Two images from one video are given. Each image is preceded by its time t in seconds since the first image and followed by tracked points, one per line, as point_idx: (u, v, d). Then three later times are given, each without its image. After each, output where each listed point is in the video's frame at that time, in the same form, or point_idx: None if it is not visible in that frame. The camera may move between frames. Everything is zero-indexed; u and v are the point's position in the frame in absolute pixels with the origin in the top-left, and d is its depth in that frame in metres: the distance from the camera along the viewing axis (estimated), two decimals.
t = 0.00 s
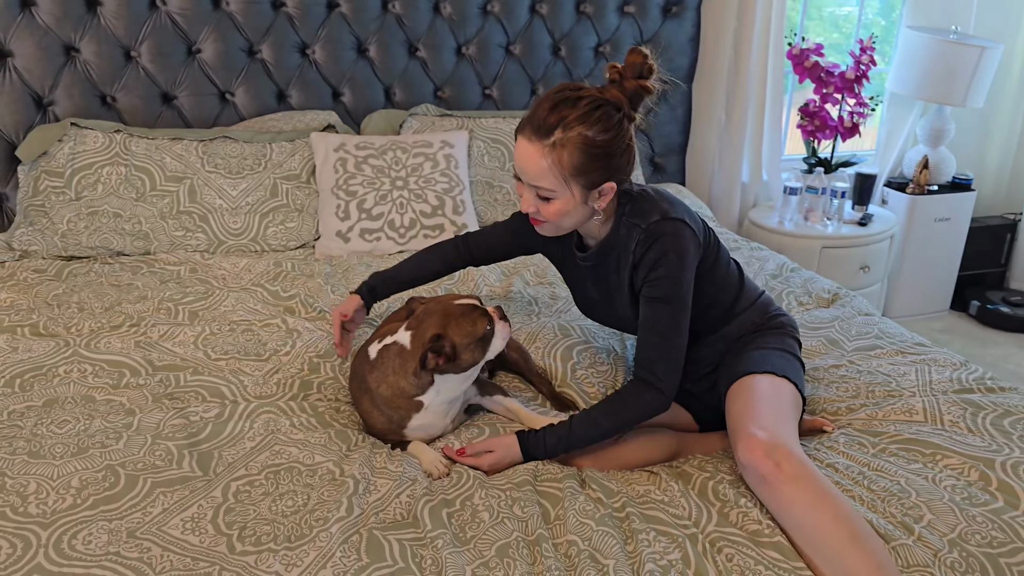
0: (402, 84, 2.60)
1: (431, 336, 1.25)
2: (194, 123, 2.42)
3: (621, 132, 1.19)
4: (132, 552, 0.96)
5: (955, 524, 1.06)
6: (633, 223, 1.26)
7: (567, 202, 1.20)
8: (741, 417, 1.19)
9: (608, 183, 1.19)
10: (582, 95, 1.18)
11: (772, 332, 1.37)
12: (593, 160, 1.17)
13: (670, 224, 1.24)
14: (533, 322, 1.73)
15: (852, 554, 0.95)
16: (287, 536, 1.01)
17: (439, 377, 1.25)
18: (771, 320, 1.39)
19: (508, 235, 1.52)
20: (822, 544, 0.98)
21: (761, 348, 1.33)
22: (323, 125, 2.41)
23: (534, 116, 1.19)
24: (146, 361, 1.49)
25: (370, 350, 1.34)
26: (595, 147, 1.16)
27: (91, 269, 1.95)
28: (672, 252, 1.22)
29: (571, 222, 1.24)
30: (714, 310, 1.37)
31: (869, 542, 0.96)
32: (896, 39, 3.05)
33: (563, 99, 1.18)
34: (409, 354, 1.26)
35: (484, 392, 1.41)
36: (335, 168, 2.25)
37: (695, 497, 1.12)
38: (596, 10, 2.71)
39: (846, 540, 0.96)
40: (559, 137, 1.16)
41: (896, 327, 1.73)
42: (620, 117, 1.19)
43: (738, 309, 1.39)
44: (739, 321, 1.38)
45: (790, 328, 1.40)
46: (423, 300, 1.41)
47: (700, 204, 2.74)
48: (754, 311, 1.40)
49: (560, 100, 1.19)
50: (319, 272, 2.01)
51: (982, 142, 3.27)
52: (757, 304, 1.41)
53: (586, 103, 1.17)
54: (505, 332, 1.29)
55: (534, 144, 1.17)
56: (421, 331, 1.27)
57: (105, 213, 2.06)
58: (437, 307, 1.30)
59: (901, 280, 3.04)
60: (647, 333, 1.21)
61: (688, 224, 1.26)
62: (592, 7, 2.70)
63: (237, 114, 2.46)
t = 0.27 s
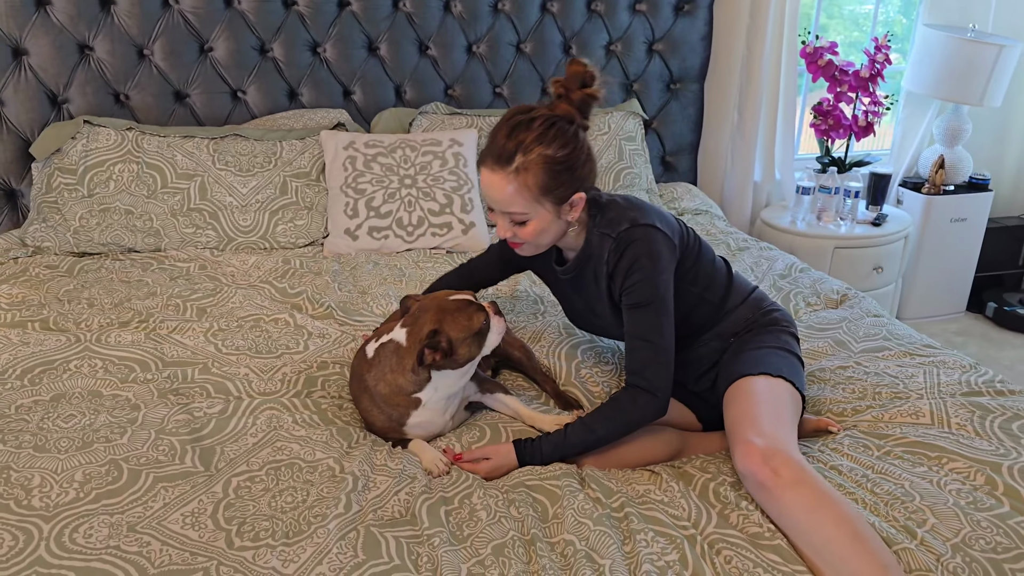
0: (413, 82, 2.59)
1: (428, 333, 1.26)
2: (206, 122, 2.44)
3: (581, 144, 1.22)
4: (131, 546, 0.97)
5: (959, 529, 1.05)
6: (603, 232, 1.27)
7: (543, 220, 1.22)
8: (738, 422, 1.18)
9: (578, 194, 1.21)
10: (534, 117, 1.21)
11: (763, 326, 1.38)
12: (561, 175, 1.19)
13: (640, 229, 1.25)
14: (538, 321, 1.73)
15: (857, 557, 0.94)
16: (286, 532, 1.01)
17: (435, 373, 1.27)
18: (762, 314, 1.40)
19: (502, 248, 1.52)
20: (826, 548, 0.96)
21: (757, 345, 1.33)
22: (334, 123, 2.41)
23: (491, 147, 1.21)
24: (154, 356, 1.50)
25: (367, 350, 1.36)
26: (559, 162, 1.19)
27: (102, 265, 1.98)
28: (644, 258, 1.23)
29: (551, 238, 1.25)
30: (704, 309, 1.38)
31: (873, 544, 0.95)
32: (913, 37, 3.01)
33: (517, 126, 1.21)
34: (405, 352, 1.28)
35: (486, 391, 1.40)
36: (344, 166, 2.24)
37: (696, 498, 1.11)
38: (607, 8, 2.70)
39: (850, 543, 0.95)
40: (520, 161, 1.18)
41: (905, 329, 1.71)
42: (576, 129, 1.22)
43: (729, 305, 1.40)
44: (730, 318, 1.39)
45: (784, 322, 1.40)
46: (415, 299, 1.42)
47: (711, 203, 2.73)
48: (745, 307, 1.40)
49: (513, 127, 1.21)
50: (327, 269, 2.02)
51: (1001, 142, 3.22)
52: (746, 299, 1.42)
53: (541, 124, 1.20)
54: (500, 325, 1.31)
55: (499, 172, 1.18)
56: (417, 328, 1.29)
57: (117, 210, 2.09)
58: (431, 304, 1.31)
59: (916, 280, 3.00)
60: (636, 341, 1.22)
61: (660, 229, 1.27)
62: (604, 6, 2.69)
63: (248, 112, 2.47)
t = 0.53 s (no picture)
0: (420, 81, 2.59)
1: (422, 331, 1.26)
2: (214, 121, 2.44)
3: (540, 155, 1.26)
4: (135, 546, 0.97)
5: (966, 533, 1.04)
6: (571, 241, 1.29)
7: (512, 232, 1.25)
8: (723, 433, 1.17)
9: (542, 204, 1.26)
10: (488, 136, 1.26)
11: (749, 318, 1.38)
12: (523, 186, 1.24)
13: (604, 232, 1.27)
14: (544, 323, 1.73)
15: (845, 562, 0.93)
16: (289, 532, 1.01)
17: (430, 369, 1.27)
18: (748, 306, 1.40)
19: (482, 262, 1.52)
20: (817, 556, 0.95)
21: (746, 340, 1.34)
22: (342, 123, 2.41)
23: (453, 169, 1.26)
24: (161, 356, 1.51)
25: (364, 351, 1.36)
26: (520, 173, 1.23)
27: (110, 264, 1.99)
28: (613, 260, 1.24)
29: (523, 249, 1.29)
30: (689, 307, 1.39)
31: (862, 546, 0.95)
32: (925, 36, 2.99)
33: (474, 146, 1.26)
34: (401, 350, 1.28)
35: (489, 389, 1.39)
36: (351, 166, 2.24)
37: (700, 500, 1.11)
38: (616, 7, 2.69)
39: (838, 548, 0.94)
40: (481, 178, 1.23)
41: (914, 331, 1.70)
42: (531, 141, 1.26)
43: (714, 301, 1.41)
44: (715, 314, 1.40)
45: (771, 312, 1.40)
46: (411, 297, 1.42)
47: (719, 203, 2.71)
48: (731, 301, 1.41)
49: (470, 147, 1.26)
50: (334, 269, 2.03)
51: (1013, 141, 3.19)
52: (730, 294, 1.42)
53: (497, 140, 1.24)
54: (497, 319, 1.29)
55: (463, 191, 1.23)
56: (412, 325, 1.29)
57: (125, 209, 2.10)
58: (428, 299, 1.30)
59: (926, 281, 2.98)
60: (623, 342, 1.22)
61: (626, 230, 1.29)
62: (612, 5, 2.68)
63: (256, 112, 2.47)
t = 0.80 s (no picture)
0: (426, 81, 2.59)
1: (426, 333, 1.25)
2: (220, 122, 2.45)
3: (520, 154, 1.32)
4: (142, 546, 0.97)
5: (975, 536, 1.03)
6: (552, 244, 1.32)
7: (504, 226, 1.28)
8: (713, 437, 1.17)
9: (527, 199, 1.31)
10: (469, 139, 1.30)
11: (733, 309, 1.39)
12: (510, 181, 1.28)
13: (582, 232, 1.31)
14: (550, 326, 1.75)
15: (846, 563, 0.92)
16: (295, 533, 1.01)
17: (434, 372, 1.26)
18: (731, 298, 1.42)
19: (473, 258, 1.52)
20: (818, 560, 0.95)
21: (734, 333, 1.34)
22: (348, 123, 2.41)
23: (440, 172, 1.28)
24: (168, 356, 1.51)
25: (369, 352, 1.36)
26: (506, 169, 1.28)
27: (117, 264, 2.00)
28: (593, 257, 1.27)
29: (515, 246, 1.31)
30: (671, 305, 1.42)
31: (860, 543, 0.94)
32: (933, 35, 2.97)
33: (457, 149, 1.29)
34: (405, 351, 1.28)
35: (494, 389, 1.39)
36: (358, 166, 2.24)
37: (707, 502, 1.10)
38: (622, 7, 2.68)
39: (837, 550, 0.94)
40: (471, 175, 1.26)
41: (922, 332, 1.69)
42: (510, 141, 1.32)
43: (697, 298, 1.43)
44: (699, 309, 1.42)
45: (754, 301, 1.41)
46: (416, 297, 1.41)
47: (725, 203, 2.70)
48: (714, 295, 1.43)
49: (452, 151, 1.30)
50: (340, 269, 2.03)
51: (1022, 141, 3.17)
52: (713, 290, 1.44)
53: (480, 140, 1.29)
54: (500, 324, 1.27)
55: (455, 189, 1.25)
56: (417, 327, 1.28)
57: (132, 210, 2.10)
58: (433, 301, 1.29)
59: (934, 281, 2.96)
60: (616, 335, 1.23)
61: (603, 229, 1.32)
62: (619, 4, 2.68)
63: (262, 112, 2.48)
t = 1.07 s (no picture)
0: (432, 82, 2.59)
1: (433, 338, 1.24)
2: (226, 122, 2.45)
3: (490, 188, 1.39)
4: (149, 547, 0.97)
5: (983, 540, 1.02)
6: (532, 272, 1.35)
7: (483, 253, 1.32)
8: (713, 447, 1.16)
9: (501, 229, 1.36)
10: (439, 178, 1.36)
11: (724, 308, 1.40)
12: (484, 212, 1.34)
13: (558, 257, 1.33)
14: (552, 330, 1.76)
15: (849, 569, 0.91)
16: (301, 534, 1.02)
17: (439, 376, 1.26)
18: (720, 297, 1.43)
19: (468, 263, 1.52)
20: (823, 568, 0.94)
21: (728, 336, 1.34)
22: (354, 124, 2.41)
23: (414, 210, 1.33)
24: (175, 357, 1.52)
25: (375, 353, 1.35)
26: (479, 200, 1.34)
27: (124, 265, 2.00)
28: (573, 279, 1.29)
29: (496, 272, 1.35)
30: (661, 313, 1.43)
31: (863, 545, 0.93)
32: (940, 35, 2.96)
33: (428, 188, 1.35)
34: (411, 355, 1.27)
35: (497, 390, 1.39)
36: (363, 167, 2.24)
37: (713, 503, 1.10)
38: (627, 8, 2.68)
39: (840, 556, 0.93)
40: (445, 208, 1.31)
41: (928, 333, 1.68)
42: (479, 177, 1.39)
43: (685, 302, 1.44)
44: (691, 312, 1.43)
45: (742, 298, 1.42)
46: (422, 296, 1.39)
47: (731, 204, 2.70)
48: (703, 297, 1.44)
49: (424, 190, 1.35)
50: (346, 270, 2.03)
51: None
52: (702, 293, 1.45)
53: (450, 178, 1.36)
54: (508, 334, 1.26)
55: (432, 221, 1.30)
56: (423, 330, 1.27)
57: (138, 211, 2.11)
58: (440, 304, 1.28)
59: (941, 282, 2.95)
60: (611, 352, 1.24)
61: (578, 253, 1.35)
62: (624, 5, 2.67)
63: (268, 113, 2.48)
